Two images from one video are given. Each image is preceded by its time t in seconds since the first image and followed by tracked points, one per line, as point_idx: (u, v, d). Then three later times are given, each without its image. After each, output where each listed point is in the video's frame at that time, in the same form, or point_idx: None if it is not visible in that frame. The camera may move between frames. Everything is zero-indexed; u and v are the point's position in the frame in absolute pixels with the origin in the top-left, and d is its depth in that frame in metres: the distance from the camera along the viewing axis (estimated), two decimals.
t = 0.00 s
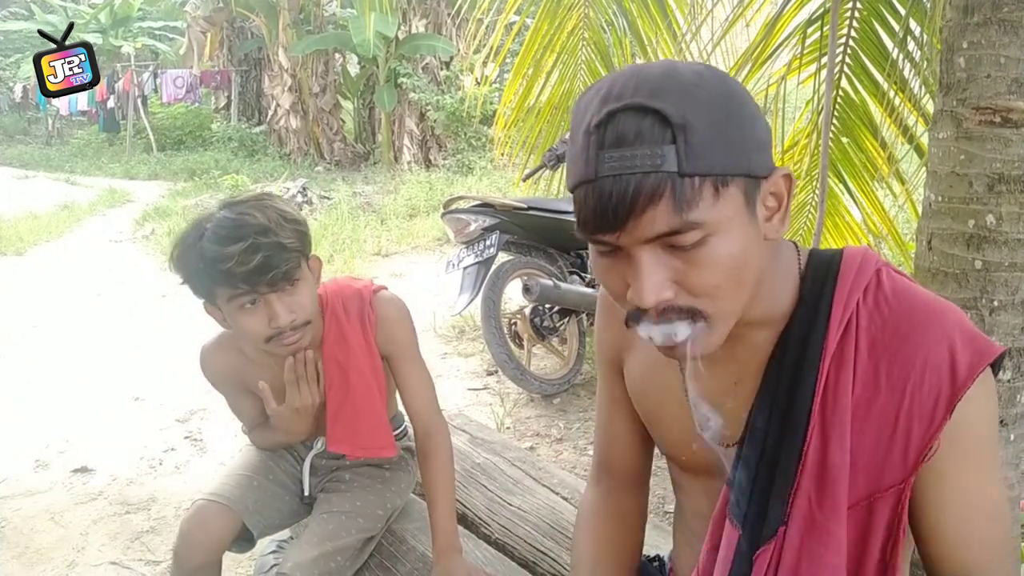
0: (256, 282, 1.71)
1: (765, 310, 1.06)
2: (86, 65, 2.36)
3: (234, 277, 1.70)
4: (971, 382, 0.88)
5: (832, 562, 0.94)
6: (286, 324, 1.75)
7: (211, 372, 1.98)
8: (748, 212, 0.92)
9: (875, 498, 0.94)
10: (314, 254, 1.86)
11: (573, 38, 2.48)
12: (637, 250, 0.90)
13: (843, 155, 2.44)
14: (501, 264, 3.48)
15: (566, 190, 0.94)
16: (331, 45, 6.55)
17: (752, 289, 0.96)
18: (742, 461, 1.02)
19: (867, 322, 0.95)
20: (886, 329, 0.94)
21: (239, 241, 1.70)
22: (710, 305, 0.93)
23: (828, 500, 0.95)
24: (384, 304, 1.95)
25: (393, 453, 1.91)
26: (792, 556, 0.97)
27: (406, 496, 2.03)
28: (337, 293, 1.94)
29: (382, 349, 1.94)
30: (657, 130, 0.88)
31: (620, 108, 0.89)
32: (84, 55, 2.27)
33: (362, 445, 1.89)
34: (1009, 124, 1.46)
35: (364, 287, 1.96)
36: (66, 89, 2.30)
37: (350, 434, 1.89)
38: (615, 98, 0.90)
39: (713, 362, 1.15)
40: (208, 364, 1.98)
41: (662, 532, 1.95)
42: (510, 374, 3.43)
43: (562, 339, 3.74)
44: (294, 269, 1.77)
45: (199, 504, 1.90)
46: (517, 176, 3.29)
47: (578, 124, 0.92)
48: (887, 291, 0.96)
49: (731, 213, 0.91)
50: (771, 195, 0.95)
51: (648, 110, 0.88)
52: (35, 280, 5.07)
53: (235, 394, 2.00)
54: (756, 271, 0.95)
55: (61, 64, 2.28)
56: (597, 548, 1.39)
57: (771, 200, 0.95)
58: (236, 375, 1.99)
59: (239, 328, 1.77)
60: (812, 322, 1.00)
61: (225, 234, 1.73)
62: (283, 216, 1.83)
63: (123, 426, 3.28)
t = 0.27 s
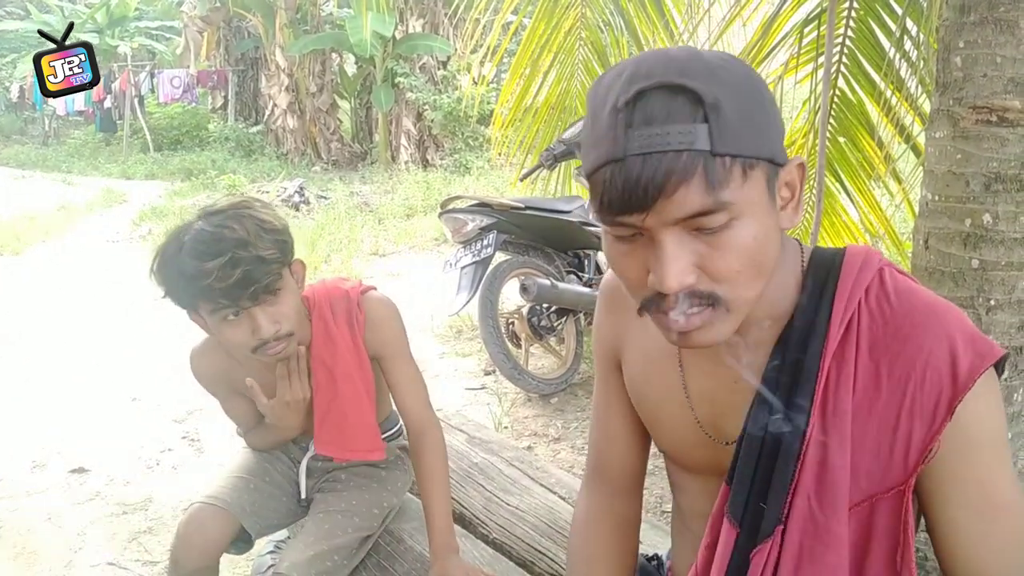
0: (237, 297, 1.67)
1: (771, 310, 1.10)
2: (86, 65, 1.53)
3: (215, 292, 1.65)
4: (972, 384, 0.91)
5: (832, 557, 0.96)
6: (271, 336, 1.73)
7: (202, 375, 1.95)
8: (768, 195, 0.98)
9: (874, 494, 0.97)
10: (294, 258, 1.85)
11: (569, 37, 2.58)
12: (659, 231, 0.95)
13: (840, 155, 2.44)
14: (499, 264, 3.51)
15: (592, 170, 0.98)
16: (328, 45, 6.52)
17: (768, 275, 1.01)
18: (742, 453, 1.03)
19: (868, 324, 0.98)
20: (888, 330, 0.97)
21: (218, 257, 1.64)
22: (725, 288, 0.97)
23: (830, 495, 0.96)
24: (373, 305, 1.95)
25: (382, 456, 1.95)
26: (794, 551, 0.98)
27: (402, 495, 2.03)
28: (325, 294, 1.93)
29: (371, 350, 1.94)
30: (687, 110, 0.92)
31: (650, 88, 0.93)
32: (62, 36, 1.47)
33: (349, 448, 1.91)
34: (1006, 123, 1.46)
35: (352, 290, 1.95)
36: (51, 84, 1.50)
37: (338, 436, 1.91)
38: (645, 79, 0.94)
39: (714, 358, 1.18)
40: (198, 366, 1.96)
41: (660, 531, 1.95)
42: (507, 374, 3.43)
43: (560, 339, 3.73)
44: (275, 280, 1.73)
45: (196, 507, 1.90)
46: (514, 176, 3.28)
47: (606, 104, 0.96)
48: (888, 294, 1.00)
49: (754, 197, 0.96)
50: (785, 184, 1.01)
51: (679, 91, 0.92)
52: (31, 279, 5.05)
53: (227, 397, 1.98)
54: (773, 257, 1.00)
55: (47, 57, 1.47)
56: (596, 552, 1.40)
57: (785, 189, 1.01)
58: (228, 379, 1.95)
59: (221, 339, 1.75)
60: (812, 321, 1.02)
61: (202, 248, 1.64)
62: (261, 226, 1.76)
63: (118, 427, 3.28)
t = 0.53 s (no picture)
0: (235, 300, 1.67)
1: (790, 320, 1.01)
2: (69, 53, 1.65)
3: (210, 297, 1.65)
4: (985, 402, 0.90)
5: None
6: (269, 340, 1.73)
7: (204, 381, 1.96)
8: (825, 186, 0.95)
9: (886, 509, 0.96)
10: (292, 265, 1.86)
11: (570, 43, 2.61)
12: (726, 211, 0.91)
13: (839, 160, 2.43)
14: (500, 269, 3.52)
15: (654, 142, 0.92)
16: (329, 51, 6.38)
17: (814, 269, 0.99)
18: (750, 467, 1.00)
19: (883, 339, 0.95)
20: (903, 349, 0.94)
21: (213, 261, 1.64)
22: (780, 277, 0.94)
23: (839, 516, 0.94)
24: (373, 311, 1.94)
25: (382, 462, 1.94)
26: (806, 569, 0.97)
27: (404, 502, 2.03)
28: (325, 300, 1.93)
29: (370, 356, 1.93)
30: (767, 89, 0.88)
31: (728, 62, 0.88)
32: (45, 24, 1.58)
33: (348, 453, 1.91)
34: (1006, 128, 1.46)
35: (353, 295, 1.95)
36: (46, 77, 1.61)
37: (337, 441, 1.91)
38: (723, 52, 0.89)
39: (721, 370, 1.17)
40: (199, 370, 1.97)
41: (661, 537, 1.95)
42: (509, 380, 3.44)
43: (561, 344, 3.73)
44: (271, 283, 1.73)
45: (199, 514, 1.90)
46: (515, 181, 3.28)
47: (675, 72, 0.90)
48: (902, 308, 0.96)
49: (816, 187, 0.93)
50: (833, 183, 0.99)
51: (760, 68, 0.88)
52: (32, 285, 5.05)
53: (229, 403, 1.99)
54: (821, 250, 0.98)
55: (40, 49, 1.58)
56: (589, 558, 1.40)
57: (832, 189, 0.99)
58: (229, 385, 1.96)
59: (220, 344, 1.74)
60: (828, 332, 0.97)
61: (199, 253, 1.66)
62: (256, 230, 1.77)
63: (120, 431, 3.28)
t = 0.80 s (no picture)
0: (236, 290, 1.68)
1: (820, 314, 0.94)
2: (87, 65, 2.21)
3: (213, 287, 1.68)
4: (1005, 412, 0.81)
5: None
6: (272, 332, 1.72)
7: (205, 385, 1.96)
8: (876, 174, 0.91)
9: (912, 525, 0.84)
10: (296, 264, 1.87)
11: (571, 46, 2.62)
12: (798, 181, 0.85)
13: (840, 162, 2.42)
14: (501, 272, 3.52)
15: (718, 113, 0.88)
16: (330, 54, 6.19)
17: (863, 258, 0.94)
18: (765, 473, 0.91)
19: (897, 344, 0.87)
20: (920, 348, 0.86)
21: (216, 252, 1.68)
22: (848, 264, 0.86)
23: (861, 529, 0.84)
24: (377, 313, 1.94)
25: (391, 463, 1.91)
26: None
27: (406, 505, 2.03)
28: (329, 302, 1.94)
29: (374, 358, 1.94)
30: (837, 65, 0.87)
31: (802, 36, 0.86)
32: (65, 45, 2.13)
33: (356, 454, 1.89)
34: (1006, 130, 1.46)
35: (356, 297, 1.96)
36: (51, 81, 2.16)
37: (344, 444, 1.90)
38: (795, 27, 0.86)
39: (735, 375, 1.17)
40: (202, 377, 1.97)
41: (663, 539, 1.95)
42: (510, 382, 3.44)
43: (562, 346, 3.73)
44: (273, 276, 1.74)
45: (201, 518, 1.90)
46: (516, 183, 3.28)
47: (746, 43, 0.88)
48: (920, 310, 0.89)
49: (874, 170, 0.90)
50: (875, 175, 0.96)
51: (830, 43, 0.87)
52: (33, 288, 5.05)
53: (230, 407, 1.99)
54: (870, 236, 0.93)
55: (49, 59, 2.15)
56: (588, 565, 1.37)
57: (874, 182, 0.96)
58: (232, 389, 1.97)
59: (225, 340, 1.74)
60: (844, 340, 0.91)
61: (204, 247, 1.72)
62: (259, 225, 1.81)
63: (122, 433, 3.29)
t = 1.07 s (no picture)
0: (227, 267, 1.67)
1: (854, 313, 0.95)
2: (85, 65, 1.60)
3: (204, 264, 1.67)
4: None
5: None
6: (263, 313, 1.72)
7: (209, 389, 1.94)
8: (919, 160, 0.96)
9: (921, 520, 0.93)
10: (299, 261, 1.87)
11: (574, 47, 2.61)
12: (859, 159, 0.89)
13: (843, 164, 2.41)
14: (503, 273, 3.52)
15: (772, 95, 0.92)
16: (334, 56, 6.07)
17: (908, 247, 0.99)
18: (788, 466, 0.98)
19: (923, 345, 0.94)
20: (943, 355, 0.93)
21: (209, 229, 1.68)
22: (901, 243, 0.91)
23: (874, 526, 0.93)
24: (380, 315, 1.95)
25: (389, 466, 1.94)
26: None
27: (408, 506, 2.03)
28: (331, 303, 1.94)
29: (378, 359, 1.94)
30: (883, 50, 0.93)
31: (850, 24, 0.92)
32: (62, 38, 1.56)
33: (356, 458, 1.91)
34: (1009, 131, 1.46)
35: (358, 298, 1.96)
36: (51, 84, 1.59)
37: (345, 446, 1.91)
38: (842, 14, 0.93)
39: (751, 377, 1.20)
40: (205, 380, 1.95)
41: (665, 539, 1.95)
42: (512, 383, 3.44)
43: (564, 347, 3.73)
44: (267, 257, 1.73)
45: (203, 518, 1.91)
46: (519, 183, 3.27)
47: (796, 28, 0.92)
48: (942, 320, 0.95)
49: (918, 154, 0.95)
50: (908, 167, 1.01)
51: (874, 32, 0.93)
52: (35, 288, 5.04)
53: (231, 411, 1.97)
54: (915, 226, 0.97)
55: (47, 58, 1.56)
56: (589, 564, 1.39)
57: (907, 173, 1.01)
58: (233, 392, 1.95)
59: (219, 324, 1.73)
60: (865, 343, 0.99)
61: (199, 226, 1.71)
62: (260, 213, 1.80)
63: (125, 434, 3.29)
